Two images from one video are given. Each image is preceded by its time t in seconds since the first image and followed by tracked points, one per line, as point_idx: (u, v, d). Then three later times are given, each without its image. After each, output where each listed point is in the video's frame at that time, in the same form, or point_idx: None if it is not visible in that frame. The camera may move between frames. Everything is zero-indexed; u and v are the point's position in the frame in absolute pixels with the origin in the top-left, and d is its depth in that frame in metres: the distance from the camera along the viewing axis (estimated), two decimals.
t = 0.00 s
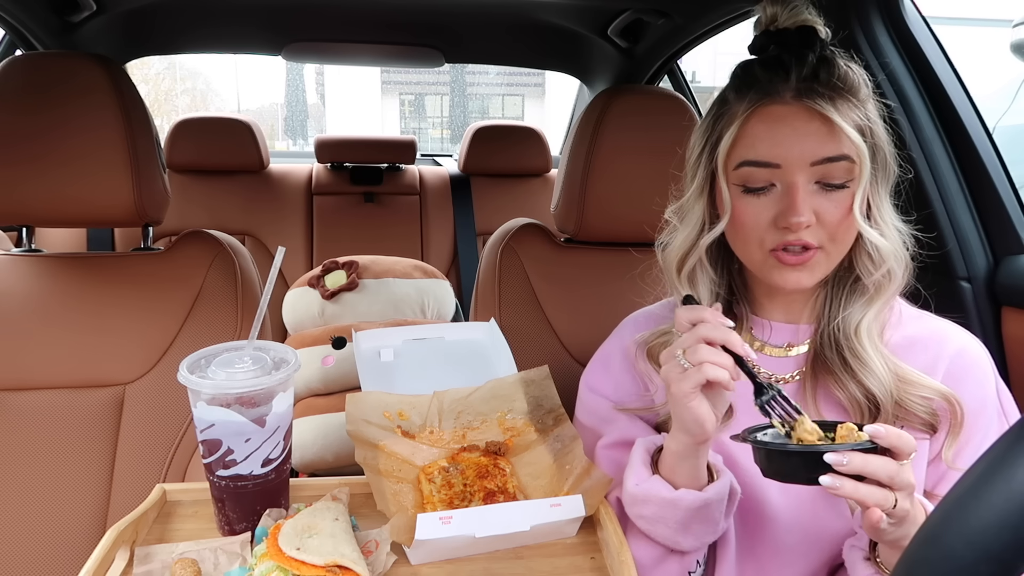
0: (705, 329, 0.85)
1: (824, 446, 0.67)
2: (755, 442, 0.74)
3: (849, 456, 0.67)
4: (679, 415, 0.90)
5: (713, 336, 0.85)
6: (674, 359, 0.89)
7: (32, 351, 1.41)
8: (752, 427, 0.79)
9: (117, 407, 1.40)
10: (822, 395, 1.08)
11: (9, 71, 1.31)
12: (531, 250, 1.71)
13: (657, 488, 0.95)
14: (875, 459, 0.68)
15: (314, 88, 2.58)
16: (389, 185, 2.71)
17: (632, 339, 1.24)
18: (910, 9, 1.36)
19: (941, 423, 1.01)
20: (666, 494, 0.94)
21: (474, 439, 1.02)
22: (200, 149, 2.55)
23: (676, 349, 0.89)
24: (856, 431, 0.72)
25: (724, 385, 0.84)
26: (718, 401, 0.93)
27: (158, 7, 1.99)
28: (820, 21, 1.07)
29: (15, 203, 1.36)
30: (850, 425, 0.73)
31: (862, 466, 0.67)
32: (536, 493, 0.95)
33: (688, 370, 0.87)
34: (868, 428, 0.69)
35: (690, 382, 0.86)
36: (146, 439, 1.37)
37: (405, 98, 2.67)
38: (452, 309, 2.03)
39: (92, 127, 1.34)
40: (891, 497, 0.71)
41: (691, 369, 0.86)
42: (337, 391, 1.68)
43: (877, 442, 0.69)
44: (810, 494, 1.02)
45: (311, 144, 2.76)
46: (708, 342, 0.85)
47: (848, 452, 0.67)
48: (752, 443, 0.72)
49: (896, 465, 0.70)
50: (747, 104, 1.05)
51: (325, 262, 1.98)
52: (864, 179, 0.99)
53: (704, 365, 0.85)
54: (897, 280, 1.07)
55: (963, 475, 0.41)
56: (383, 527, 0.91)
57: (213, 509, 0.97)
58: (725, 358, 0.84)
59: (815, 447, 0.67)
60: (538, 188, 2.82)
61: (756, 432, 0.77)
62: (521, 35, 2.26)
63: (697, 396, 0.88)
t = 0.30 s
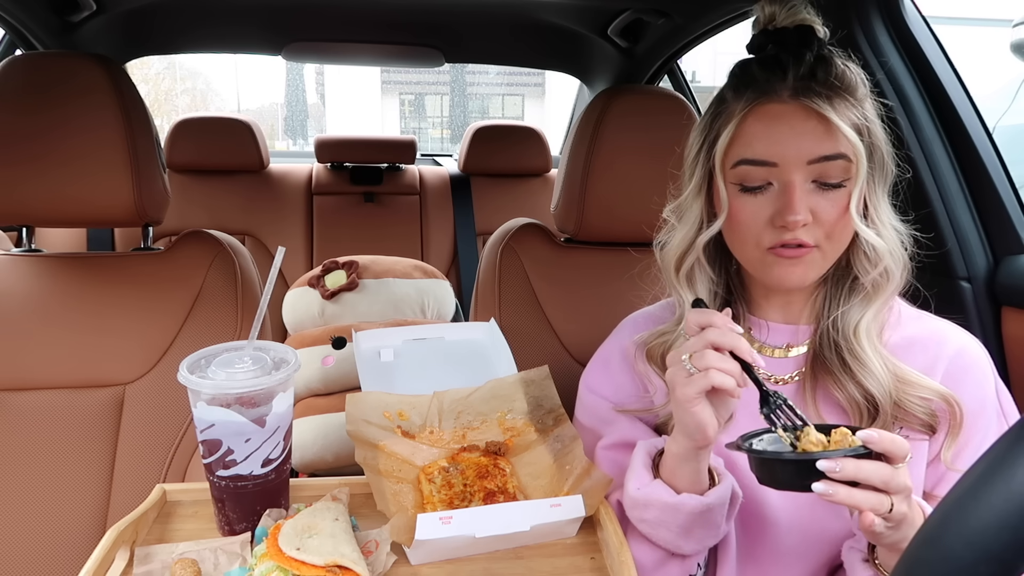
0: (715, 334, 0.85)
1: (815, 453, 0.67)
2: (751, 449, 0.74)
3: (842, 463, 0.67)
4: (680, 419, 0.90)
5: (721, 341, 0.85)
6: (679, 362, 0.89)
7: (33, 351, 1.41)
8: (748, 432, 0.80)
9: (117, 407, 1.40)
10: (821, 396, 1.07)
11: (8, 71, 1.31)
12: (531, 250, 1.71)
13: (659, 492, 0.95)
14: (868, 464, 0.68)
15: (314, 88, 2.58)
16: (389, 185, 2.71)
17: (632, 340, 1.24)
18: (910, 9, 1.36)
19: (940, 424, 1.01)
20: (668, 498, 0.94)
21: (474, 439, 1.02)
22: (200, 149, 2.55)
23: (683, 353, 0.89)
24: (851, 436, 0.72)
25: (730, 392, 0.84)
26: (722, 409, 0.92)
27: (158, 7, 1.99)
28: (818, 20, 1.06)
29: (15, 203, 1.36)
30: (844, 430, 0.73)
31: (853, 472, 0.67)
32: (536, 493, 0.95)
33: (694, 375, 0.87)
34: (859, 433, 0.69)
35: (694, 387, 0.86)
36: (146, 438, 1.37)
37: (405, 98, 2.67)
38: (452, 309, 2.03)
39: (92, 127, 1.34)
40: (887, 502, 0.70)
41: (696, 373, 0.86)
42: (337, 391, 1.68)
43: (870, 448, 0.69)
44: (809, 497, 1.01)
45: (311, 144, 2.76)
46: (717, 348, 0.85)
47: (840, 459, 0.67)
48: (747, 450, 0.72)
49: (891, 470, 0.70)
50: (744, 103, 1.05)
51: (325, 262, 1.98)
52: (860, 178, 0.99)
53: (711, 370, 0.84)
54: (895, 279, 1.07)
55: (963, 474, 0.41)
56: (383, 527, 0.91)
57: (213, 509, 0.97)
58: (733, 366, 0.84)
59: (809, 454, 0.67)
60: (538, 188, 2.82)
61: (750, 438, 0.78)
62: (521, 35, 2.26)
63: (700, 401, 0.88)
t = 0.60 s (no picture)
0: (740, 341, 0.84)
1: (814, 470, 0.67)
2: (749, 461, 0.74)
3: (841, 480, 0.67)
4: (689, 421, 0.90)
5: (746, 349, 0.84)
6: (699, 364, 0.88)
7: (33, 351, 1.41)
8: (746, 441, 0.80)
9: (117, 407, 1.40)
10: (821, 397, 1.07)
11: (8, 71, 1.31)
12: (531, 250, 1.71)
13: (663, 493, 0.95)
14: (867, 480, 0.68)
15: (314, 88, 2.58)
16: (389, 185, 2.71)
17: (632, 340, 1.24)
18: (910, 9, 1.36)
19: (940, 426, 1.01)
20: (673, 499, 0.94)
21: (474, 439, 1.02)
22: (200, 150, 2.55)
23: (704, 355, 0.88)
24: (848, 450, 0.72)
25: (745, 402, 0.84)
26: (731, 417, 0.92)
27: (158, 7, 1.98)
28: (816, 19, 1.06)
29: (15, 203, 1.36)
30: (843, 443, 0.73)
31: (853, 488, 0.67)
32: (536, 493, 0.95)
33: (712, 378, 0.86)
34: (856, 450, 0.67)
35: (711, 391, 0.85)
36: (146, 438, 1.37)
37: (405, 99, 2.67)
38: (452, 309, 2.03)
39: (92, 127, 1.34)
40: (885, 513, 0.71)
41: (715, 379, 0.85)
42: (337, 391, 1.68)
43: (869, 464, 0.68)
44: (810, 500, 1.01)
45: (311, 144, 2.76)
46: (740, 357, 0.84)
47: (839, 476, 0.67)
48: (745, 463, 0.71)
49: (890, 483, 0.70)
50: (742, 99, 1.05)
51: (325, 262, 1.98)
52: (858, 173, 0.99)
53: (731, 378, 0.84)
54: (893, 278, 1.07)
55: (963, 474, 0.41)
56: (383, 527, 0.91)
57: (213, 509, 0.97)
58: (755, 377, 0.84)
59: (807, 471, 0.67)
60: (538, 188, 2.82)
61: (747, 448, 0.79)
62: (521, 35, 2.26)
63: (714, 407, 0.87)
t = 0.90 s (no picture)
0: (713, 371, 0.82)
1: (794, 501, 0.67)
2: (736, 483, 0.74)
3: (821, 511, 0.67)
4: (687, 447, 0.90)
5: (721, 379, 0.82)
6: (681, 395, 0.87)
7: (33, 351, 1.41)
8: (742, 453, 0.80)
9: (117, 407, 1.40)
10: (821, 402, 1.06)
11: (8, 71, 1.31)
12: (531, 250, 1.71)
13: (670, 514, 0.95)
14: (847, 510, 0.69)
15: (314, 88, 2.58)
16: (389, 185, 2.71)
17: (633, 342, 1.24)
18: (909, 9, 1.36)
19: (942, 431, 1.01)
20: (682, 521, 0.94)
21: (474, 439, 1.02)
22: (200, 150, 2.55)
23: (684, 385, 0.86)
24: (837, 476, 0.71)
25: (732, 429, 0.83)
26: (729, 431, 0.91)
27: (157, 7, 1.98)
28: (801, 20, 1.05)
29: (15, 203, 1.36)
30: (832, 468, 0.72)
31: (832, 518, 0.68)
32: (536, 493, 0.96)
33: (695, 410, 0.85)
34: (839, 483, 0.68)
35: (696, 425, 0.84)
36: (146, 438, 1.37)
37: (405, 98, 2.67)
38: (452, 309, 2.03)
39: (92, 127, 1.34)
40: (868, 541, 0.71)
41: (697, 412, 0.84)
42: (337, 391, 1.68)
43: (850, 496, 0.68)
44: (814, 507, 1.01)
45: (311, 144, 2.76)
46: (717, 387, 0.82)
47: (820, 507, 0.67)
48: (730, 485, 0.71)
49: (872, 512, 0.70)
50: (718, 100, 1.07)
51: (325, 262, 1.98)
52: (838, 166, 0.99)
53: (712, 411, 0.82)
54: (883, 277, 1.07)
55: (963, 474, 0.41)
56: (383, 527, 0.91)
57: (213, 509, 0.97)
58: (735, 404, 0.82)
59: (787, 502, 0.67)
60: (538, 188, 2.82)
61: (739, 463, 0.78)
62: (521, 35, 2.26)
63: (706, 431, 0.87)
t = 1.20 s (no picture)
0: (661, 416, 0.82)
1: (779, 506, 0.68)
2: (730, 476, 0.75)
3: (806, 519, 0.68)
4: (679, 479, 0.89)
5: (672, 421, 0.82)
6: (646, 442, 0.86)
7: (33, 351, 1.41)
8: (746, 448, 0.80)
9: (117, 407, 1.40)
10: (816, 406, 1.06)
11: (8, 72, 1.31)
12: (531, 250, 1.71)
13: (653, 531, 0.94)
14: (834, 521, 0.68)
15: (314, 88, 2.58)
16: (389, 185, 2.71)
17: (629, 346, 1.25)
18: (910, 9, 1.36)
19: (940, 435, 1.00)
20: (665, 539, 0.93)
21: (474, 439, 1.02)
22: (200, 150, 2.55)
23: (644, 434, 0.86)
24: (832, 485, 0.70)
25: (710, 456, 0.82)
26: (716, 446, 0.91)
27: (157, 7, 1.98)
28: (800, 19, 1.06)
29: (15, 202, 1.36)
30: (828, 478, 0.71)
31: (816, 529, 0.68)
32: (537, 493, 0.96)
33: (665, 454, 0.84)
34: (830, 497, 0.66)
35: (674, 466, 0.83)
36: (146, 438, 1.37)
37: (405, 98, 2.67)
38: (452, 309, 2.03)
39: (92, 127, 1.34)
40: (853, 552, 0.70)
41: (670, 455, 0.83)
42: (337, 391, 1.68)
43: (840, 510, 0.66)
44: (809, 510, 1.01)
45: (311, 144, 2.76)
46: (675, 428, 0.82)
47: (805, 515, 0.67)
48: (723, 479, 0.73)
49: (861, 526, 0.69)
50: (714, 96, 1.07)
51: (325, 262, 1.98)
52: (834, 163, 0.99)
53: (684, 451, 0.81)
54: (878, 278, 1.06)
55: (963, 474, 0.41)
56: (383, 527, 0.91)
57: (212, 509, 0.97)
58: (699, 431, 0.81)
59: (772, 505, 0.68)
60: (538, 188, 2.82)
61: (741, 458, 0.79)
62: (521, 35, 2.26)
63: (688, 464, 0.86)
